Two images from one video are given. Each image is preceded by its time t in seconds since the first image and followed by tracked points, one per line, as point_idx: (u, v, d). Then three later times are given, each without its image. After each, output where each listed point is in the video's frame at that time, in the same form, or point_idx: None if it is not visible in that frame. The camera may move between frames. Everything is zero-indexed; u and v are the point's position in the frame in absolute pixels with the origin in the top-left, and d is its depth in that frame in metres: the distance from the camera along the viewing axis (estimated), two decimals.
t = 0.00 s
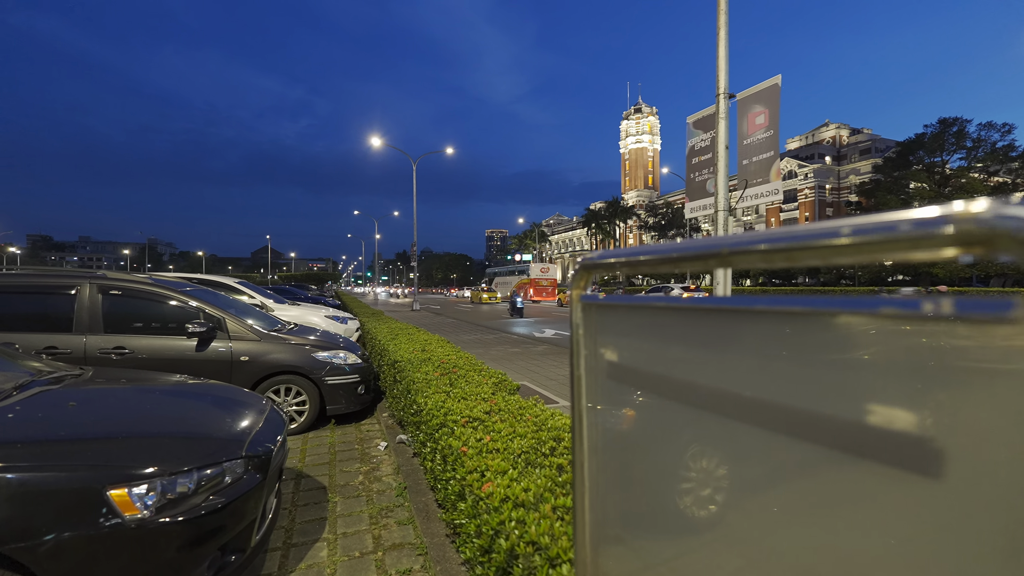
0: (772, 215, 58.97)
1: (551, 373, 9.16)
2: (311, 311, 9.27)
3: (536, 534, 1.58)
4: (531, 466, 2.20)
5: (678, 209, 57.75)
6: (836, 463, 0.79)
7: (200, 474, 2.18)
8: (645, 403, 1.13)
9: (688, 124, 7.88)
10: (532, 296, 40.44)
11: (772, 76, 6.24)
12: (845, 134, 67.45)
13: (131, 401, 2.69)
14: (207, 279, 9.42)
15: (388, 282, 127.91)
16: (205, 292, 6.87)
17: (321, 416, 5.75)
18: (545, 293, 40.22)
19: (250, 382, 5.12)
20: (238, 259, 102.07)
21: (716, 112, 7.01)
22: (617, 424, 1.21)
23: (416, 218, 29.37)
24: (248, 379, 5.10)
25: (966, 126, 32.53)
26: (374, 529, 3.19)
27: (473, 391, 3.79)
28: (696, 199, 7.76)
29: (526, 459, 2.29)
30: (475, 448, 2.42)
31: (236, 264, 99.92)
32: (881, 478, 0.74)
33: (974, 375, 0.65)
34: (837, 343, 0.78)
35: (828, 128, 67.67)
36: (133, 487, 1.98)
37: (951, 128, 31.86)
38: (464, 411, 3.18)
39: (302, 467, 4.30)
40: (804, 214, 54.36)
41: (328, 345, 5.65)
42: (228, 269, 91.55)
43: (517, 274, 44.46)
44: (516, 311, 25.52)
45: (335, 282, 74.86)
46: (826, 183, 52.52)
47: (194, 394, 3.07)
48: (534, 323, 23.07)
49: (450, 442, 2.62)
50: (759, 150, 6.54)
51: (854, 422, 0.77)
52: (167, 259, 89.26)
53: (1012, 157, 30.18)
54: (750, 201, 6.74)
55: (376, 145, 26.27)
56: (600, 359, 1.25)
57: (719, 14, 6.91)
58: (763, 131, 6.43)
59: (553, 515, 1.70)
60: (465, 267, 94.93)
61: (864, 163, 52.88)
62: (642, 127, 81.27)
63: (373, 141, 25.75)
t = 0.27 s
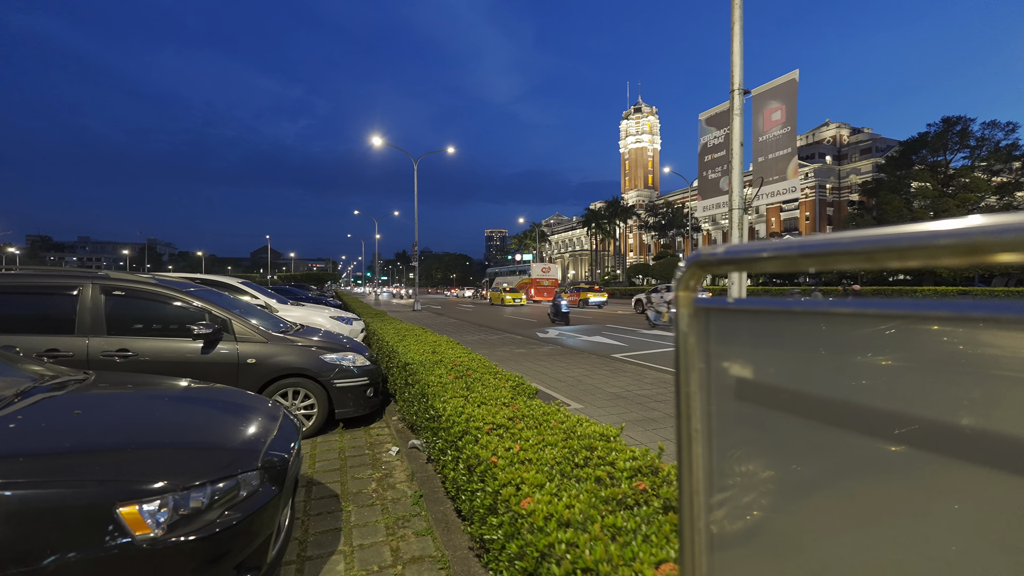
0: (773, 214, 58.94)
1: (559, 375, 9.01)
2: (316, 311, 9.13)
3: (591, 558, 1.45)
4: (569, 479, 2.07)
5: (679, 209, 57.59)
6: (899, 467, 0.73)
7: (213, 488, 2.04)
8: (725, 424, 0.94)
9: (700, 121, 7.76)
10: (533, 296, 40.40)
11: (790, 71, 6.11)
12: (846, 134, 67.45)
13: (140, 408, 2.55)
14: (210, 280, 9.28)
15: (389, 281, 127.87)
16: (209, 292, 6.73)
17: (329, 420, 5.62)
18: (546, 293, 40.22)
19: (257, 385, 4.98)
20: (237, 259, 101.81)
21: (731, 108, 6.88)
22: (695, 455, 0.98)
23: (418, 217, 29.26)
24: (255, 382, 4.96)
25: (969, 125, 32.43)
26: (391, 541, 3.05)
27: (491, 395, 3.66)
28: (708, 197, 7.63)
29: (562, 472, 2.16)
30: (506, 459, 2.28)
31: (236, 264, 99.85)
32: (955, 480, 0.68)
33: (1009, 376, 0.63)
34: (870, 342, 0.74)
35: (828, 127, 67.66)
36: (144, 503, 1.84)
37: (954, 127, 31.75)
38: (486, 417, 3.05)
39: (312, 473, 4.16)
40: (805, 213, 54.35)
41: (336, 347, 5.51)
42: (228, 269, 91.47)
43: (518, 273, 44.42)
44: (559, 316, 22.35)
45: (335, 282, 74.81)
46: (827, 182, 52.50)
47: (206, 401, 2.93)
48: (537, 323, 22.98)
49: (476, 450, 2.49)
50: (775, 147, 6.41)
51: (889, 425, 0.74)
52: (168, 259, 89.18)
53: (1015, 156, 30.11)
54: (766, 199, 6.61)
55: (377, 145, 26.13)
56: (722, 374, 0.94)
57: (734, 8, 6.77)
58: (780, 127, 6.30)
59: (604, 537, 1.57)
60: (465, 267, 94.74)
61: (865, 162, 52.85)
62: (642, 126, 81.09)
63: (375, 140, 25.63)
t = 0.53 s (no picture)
0: (770, 214, 59.12)
1: (565, 377, 8.86)
2: (317, 312, 8.97)
3: None
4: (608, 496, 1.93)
5: (677, 209, 57.56)
6: (962, 465, 0.69)
7: (223, 507, 1.88)
8: (902, 457, 0.72)
9: (709, 119, 7.63)
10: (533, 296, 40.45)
11: (805, 68, 5.98)
12: (842, 135, 67.82)
13: (143, 418, 2.39)
14: (210, 281, 9.08)
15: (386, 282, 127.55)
16: (208, 293, 6.57)
17: (334, 425, 5.45)
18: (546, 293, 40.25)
19: (260, 390, 4.81)
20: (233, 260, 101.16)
21: (742, 106, 6.76)
22: (859, 502, 0.75)
23: (417, 217, 29.12)
24: (258, 387, 4.79)
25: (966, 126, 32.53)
26: (407, 556, 2.89)
27: (507, 401, 3.51)
28: (718, 196, 7.50)
29: (599, 488, 2.01)
30: (537, 473, 2.13)
31: (233, 264, 99.36)
32: (1015, 478, 0.66)
33: None
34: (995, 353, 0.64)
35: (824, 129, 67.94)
36: (149, 528, 1.68)
37: (952, 128, 31.83)
38: (508, 425, 2.90)
39: (319, 483, 3.98)
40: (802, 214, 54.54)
41: (341, 350, 5.35)
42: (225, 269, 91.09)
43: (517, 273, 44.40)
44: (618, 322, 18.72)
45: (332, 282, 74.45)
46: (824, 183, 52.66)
47: (213, 411, 2.78)
48: (537, 323, 22.89)
49: (502, 463, 2.35)
50: (789, 145, 6.29)
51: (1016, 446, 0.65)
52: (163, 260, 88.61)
53: (1012, 157, 30.25)
54: (779, 198, 6.49)
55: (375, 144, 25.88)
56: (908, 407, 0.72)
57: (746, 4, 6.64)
58: (794, 125, 6.18)
59: (664, 567, 1.42)
60: (462, 267, 94.43)
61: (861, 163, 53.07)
62: (639, 127, 81.02)
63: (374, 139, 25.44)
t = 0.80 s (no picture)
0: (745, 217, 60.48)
1: (552, 380, 8.73)
2: (294, 314, 8.61)
3: None
4: (625, 521, 1.78)
5: (656, 211, 58.23)
6: None
7: (197, 541, 1.66)
8: None
9: (698, 121, 7.62)
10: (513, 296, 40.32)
11: (795, 71, 6.00)
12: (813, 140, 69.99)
13: (105, 437, 2.14)
14: (181, 281, 8.62)
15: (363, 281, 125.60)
16: (178, 294, 6.19)
17: (315, 434, 5.18)
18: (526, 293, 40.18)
19: (236, 398, 4.51)
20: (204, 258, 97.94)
21: (732, 108, 6.76)
22: None
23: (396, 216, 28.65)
24: (234, 395, 4.49)
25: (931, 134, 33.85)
26: None
27: (503, 410, 3.33)
28: (706, 198, 7.49)
29: (613, 510, 1.86)
30: (549, 497, 1.95)
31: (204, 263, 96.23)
32: None
33: None
34: None
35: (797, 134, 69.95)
36: (109, 570, 1.46)
37: (918, 136, 33.04)
38: (507, 437, 2.73)
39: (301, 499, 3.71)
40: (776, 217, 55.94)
41: (322, 355, 5.08)
42: (195, 267, 88.09)
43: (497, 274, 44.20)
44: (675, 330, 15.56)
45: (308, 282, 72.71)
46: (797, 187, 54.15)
47: (185, 425, 2.52)
48: (518, 324, 22.75)
49: (505, 482, 2.17)
50: (779, 148, 6.31)
51: None
52: (129, 258, 85.12)
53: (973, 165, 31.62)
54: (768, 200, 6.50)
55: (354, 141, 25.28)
56: None
57: (735, 7, 6.64)
58: (784, 128, 6.20)
59: None
60: (442, 267, 93.61)
61: (831, 168, 54.80)
62: (619, 129, 81.70)
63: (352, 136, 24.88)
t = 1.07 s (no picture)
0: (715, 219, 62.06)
1: (532, 383, 8.59)
2: (263, 317, 8.18)
3: None
4: (638, 548, 1.65)
5: (629, 212, 58.97)
6: None
7: None
8: None
9: (679, 123, 7.66)
10: (489, 296, 40.03)
11: (775, 75, 6.08)
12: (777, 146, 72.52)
13: (52, 470, 1.96)
14: (139, 281, 8.08)
15: (334, 281, 122.58)
16: (136, 297, 5.77)
17: (287, 445, 4.88)
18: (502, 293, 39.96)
19: (199, 410, 4.18)
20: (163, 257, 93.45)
21: (712, 110, 6.81)
22: None
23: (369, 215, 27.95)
24: (197, 407, 4.16)
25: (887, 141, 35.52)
26: None
27: (492, 421, 3.16)
28: (687, 200, 7.53)
29: (623, 535, 1.74)
30: (555, 521, 1.81)
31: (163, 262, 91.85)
32: None
33: None
34: None
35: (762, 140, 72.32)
36: None
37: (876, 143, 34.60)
38: (501, 452, 2.57)
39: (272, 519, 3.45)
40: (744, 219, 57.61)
41: (295, 362, 4.79)
42: (154, 267, 83.90)
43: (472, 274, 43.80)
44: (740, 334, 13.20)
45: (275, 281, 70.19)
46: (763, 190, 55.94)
47: (140, 449, 2.28)
48: (494, 324, 22.54)
49: (503, 503, 2.02)
50: (759, 151, 6.38)
51: None
52: (80, 257, 80.31)
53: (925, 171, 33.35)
54: (748, 203, 6.56)
55: (325, 138, 24.53)
56: None
57: (716, 10, 6.68)
58: (764, 131, 6.28)
59: None
60: (415, 267, 92.28)
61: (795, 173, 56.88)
62: (592, 131, 82.22)
63: (323, 132, 24.12)
